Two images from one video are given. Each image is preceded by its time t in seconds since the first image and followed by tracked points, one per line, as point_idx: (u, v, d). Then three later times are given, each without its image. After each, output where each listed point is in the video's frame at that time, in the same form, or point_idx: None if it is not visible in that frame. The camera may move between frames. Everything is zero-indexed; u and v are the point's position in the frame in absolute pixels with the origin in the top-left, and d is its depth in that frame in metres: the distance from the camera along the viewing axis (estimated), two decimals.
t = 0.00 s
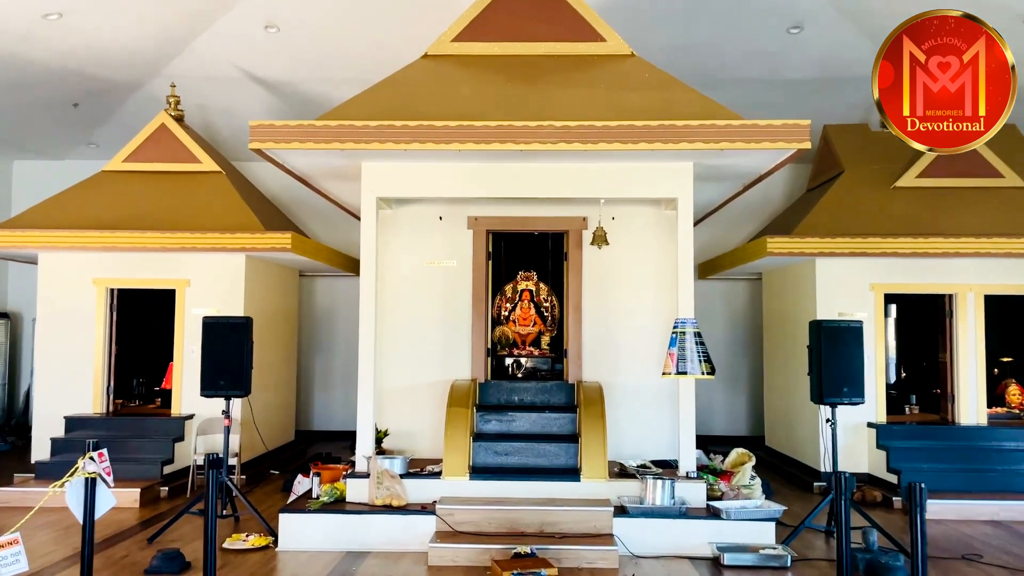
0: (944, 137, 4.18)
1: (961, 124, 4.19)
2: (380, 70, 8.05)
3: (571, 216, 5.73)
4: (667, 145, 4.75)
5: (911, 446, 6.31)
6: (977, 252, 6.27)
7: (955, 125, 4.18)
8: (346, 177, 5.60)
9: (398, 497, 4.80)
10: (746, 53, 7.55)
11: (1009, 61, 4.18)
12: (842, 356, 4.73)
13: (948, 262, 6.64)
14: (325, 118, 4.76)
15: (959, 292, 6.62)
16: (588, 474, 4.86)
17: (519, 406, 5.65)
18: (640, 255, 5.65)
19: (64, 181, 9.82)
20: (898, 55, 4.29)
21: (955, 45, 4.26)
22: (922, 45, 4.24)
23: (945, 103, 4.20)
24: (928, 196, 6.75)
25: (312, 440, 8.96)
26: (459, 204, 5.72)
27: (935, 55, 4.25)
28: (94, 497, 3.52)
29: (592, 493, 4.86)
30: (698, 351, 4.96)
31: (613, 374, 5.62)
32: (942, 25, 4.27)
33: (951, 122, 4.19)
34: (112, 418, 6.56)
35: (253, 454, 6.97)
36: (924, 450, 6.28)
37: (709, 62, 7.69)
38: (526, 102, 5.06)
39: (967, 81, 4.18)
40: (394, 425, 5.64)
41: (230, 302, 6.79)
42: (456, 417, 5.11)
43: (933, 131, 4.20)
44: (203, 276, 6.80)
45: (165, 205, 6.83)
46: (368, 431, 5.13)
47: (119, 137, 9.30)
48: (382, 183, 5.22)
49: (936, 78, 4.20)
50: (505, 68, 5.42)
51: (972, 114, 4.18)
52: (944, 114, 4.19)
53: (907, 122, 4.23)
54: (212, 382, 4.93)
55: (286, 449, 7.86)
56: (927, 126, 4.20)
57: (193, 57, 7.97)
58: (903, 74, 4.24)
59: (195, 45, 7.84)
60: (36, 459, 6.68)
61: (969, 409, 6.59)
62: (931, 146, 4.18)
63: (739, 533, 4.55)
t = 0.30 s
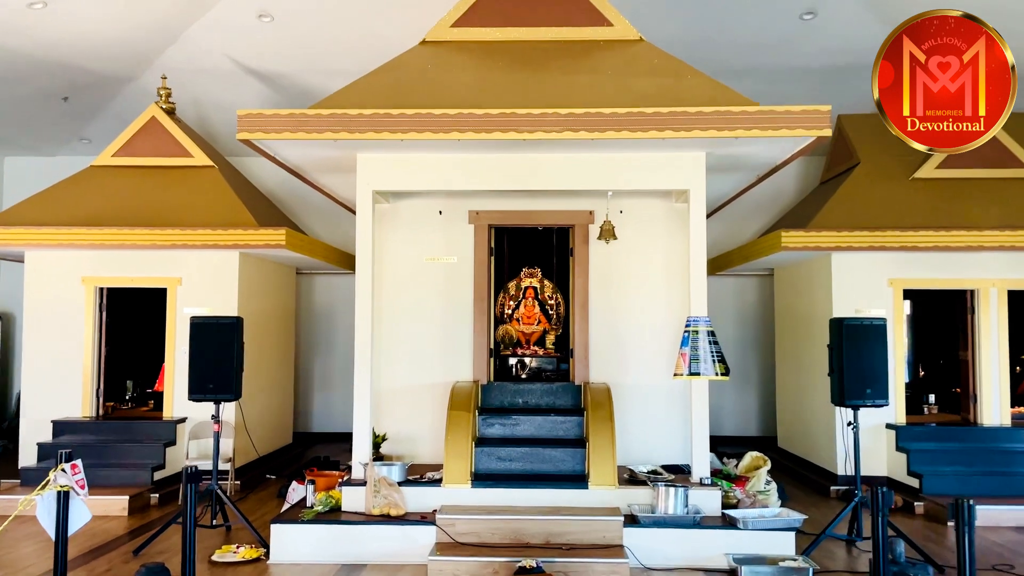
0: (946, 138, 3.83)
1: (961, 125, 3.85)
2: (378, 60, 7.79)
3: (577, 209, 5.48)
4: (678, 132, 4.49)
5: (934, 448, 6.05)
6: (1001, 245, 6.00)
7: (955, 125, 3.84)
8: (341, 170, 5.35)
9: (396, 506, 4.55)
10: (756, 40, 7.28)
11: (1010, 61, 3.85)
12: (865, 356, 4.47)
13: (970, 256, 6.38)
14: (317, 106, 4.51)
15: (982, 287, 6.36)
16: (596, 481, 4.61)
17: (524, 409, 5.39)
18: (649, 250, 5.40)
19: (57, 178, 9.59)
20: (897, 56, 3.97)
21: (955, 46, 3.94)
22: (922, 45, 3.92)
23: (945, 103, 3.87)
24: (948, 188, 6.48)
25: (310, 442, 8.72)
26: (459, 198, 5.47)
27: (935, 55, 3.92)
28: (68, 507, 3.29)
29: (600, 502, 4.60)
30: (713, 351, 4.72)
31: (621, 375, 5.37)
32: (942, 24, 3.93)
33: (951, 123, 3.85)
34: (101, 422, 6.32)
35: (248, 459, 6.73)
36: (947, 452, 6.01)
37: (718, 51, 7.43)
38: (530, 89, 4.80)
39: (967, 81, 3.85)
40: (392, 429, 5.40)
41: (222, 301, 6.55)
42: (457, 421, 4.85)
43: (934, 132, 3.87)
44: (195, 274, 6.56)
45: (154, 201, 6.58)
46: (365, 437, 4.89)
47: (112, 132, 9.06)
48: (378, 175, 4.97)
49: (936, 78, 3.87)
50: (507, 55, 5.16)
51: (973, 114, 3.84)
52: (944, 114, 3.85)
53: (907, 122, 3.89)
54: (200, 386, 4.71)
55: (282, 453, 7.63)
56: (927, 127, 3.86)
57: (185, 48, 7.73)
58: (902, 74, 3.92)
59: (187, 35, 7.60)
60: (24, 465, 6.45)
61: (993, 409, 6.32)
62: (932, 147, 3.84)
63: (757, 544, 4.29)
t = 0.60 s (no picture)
0: (945, 138, 4.37)
1: (961, 124, 4.38)
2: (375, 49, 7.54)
3: (582, 199, 5.23)
4: (689, 116, 4.24)
5: (954, 448, 5.80)
6: None
7: (955, 125, 4.37)
8: (335, 159, 5.10)
9: (392, 513, 4.31)
10: (766, 26, 7.03)
11: (1009, 61, 4.41)
12: (888, 352, 4.23)
13: (991, 247, 6.13)
14: (307, 90, 4.25)
15: (1003, 279, 6.11)
16: (603, 485, 4.37)
17: (527, 408, 5.15)
18: (657, 242, 5.15)
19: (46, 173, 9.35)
20: (897, 56, 4.49)
21: (955, 46, 4.48)
22: (922, 46, 4.44)
23: (944, 103, 4.39)
24: (967, 177, 6.23)
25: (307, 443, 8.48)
26: (458, 188, 5.23)
27: (935, 56, 4.45)
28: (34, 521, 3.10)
29: (608, 507, 4.36)
30: (725, 348, 4.47)
31: (629, 373, 5.13)
32: (942, 25, 4.46)
33: (951, 122, 4.37)
34: (86, 424, 6.08)
35: (240, 461, 6.49)
36: (969, 452, 5.77)
37: (726, 37, 7.18)
38: (532, 71, 4.55)
39: (967, 81, 4.39)
40: (389, 430, 5.16)
41: (213, 297, 6.30)
42: (456, 421, 4.61)
43: (933, 132, 4.39)
44: (185, 269, 6.31)
45: (142, 194, 6.33)
46: (360, 439, 4.65)
47: (102, 125, 8.82)
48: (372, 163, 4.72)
49: (936, 78, 4.39)
50: (508, 37, 4.91)
51: (973, 114, 4.38)
52: (945, 114, 4.36)
53: (907, 122, 4.41)
54: (185, 386, 4.46)
55: (277, 454, 7.39)
56: (927, 127, 4.39)
57: (175, 37, 7.48)
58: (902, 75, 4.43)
59: (177, 24, 7.35)
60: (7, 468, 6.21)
61: (1014, 407, 6.07)
62: (932, 145, 4.36)
63: (774, 552, 4.04)
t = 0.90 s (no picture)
0: (946, 138, 4.45)
1: (961, 123, 4.42)
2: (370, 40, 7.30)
3: (586, 194, 5.00)
4: (701, 104, 3.99)
5: (974, 453, 5.56)
6: None
7: (955, 125, 4.41)
8: (327, 151, 4.85)
9: (387, 525, 4.06)
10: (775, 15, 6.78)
11: (1009, 61, 4.46)
12: (912, 353, 3.99)
13: (1011, 244, 5.89)
14: (297, 76, 4.00)
15: None
16: (611, 495, 4.12)
17: (529, 413, 4.91)
18: (665, 238, 4.91)
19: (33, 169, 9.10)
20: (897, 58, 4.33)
21: (955, 45, 4.39)
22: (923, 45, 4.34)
23: (944, 103, 4.36)
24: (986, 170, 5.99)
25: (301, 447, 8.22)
26: (456, 181, 4.99)
27: (935, 55, 4.35)
28: None
29: (615, 519, 4.12)
30: (739, 350, 4.23)
31: (636, 375, 4.89)
32: (942, 24, 4.36)
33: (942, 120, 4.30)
34: (69, 429, 5.84)
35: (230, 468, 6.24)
36: (989, 457, 5.53)
37: (734, 27, 6.93)
38: (535, 57, 4.31)
39: (967, 81, 4.36)
40: (385, 437, 4.92)
41: (201, 296, 6.05)
42: (456, 427, 4.36)
43: (933, 131, 4.42)
44: (171, 268, 6.07)
45: (127, 189, 6.08)
46: (352, 447, 4.40)
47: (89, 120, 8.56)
48: (365, 155, 4.47)
49: (936, 78, 4.34)
50: (509, 22, 4.66)
51: (972, 114, 4.41)
52: (945, 114, 4.36)
53: (907, 122, 4.39)
54: (167, 391, 4.22)
55: (269, 460, 7.14)
56: (927, 127, 4.39)
57: (163, 28, 7.22)
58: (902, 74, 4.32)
59: (164, 14, 7.10)
60: None
61: None
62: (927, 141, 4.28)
63: (793, 567, 3.80)
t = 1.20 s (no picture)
0: (945, 140, 3.61)
1: (961, 125, 3.60)
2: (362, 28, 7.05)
3: (587, 185, 4.76)
4: (711, 87, 3.75)
5: (991, 455, 5.34)
6: None
7: (955, 126, 3.59)
8: (315, 139, 4.60)
9: (377, 535, 3.82)
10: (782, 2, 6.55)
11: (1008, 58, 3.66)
12: (934, 352, 3.76)
13: None
14: (280, 58, 3.76)
15: None
16: (614, 502, 3.89)
17: (529, 415, 4.68)
18: (670, 231, 4.68)
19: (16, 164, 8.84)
20: (898, 56, 3.68)
21: (955, 44, 3.65)
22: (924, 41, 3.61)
23: (945, 102, 3.58)
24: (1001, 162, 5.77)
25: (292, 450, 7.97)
26: (450, 171, 4.75)
27: (936, 55, 3.62)
28: None
29: (619, 528, 3.89)
30: (750, 348, 4.01)
31: (639, 376, 4.66)
32: (942, 22, 3.62)
33: (951, 123, 3.60)
34: (47, 433, 5.59)
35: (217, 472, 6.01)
36: (1006, 459, 5.31)
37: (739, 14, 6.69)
38: (534, 39, 4.06)
39: (967, 79, 3.58)
40: (376, 441, 4.68)
41: (185, 294, 5.80)
42: (450, 430, 4.12)
43: (933, 133, 3.60)
44: (154, 264, 5.82)
45: (107, 182, 5.83)
46: (340, 452, 4.16)
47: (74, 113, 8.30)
48: (354, 142, 4.22)
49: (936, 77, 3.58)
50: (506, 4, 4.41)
51: (973, 114, 3.58)
52: (944, 114, 3.57)
53: (907, 123, 3.62)
54: (144, 393, 3.98)
55: (257, 463, 6.90)
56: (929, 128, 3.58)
57: (147, 16, 6.97)
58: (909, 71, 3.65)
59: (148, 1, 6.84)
60: None
61: None
62: (931, 148, 3.59)
63: None
